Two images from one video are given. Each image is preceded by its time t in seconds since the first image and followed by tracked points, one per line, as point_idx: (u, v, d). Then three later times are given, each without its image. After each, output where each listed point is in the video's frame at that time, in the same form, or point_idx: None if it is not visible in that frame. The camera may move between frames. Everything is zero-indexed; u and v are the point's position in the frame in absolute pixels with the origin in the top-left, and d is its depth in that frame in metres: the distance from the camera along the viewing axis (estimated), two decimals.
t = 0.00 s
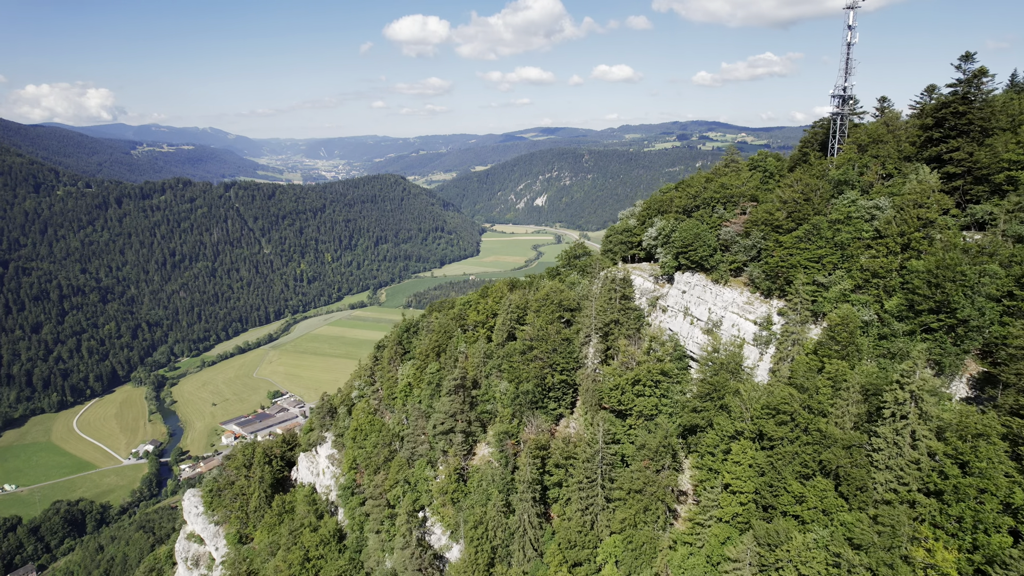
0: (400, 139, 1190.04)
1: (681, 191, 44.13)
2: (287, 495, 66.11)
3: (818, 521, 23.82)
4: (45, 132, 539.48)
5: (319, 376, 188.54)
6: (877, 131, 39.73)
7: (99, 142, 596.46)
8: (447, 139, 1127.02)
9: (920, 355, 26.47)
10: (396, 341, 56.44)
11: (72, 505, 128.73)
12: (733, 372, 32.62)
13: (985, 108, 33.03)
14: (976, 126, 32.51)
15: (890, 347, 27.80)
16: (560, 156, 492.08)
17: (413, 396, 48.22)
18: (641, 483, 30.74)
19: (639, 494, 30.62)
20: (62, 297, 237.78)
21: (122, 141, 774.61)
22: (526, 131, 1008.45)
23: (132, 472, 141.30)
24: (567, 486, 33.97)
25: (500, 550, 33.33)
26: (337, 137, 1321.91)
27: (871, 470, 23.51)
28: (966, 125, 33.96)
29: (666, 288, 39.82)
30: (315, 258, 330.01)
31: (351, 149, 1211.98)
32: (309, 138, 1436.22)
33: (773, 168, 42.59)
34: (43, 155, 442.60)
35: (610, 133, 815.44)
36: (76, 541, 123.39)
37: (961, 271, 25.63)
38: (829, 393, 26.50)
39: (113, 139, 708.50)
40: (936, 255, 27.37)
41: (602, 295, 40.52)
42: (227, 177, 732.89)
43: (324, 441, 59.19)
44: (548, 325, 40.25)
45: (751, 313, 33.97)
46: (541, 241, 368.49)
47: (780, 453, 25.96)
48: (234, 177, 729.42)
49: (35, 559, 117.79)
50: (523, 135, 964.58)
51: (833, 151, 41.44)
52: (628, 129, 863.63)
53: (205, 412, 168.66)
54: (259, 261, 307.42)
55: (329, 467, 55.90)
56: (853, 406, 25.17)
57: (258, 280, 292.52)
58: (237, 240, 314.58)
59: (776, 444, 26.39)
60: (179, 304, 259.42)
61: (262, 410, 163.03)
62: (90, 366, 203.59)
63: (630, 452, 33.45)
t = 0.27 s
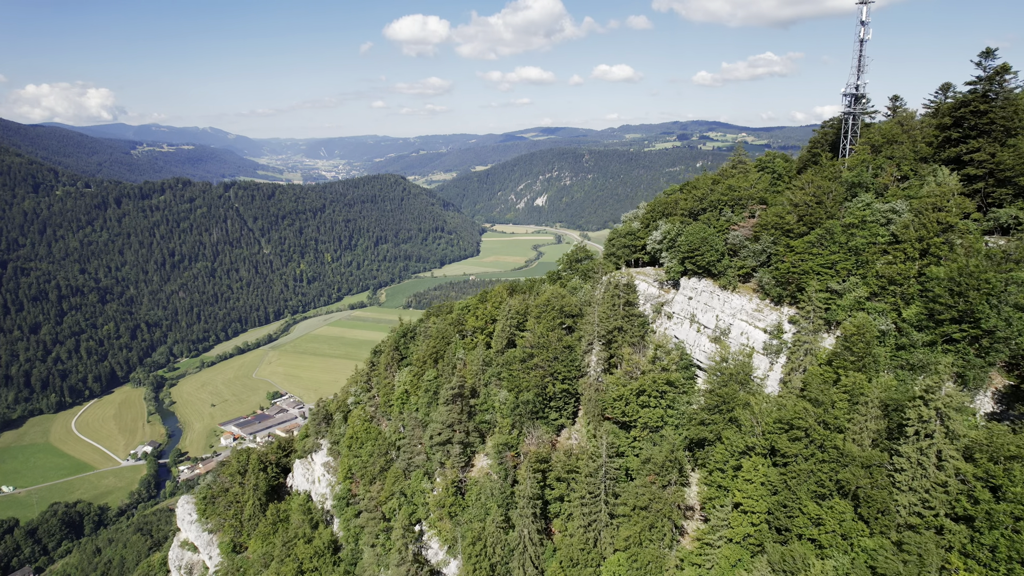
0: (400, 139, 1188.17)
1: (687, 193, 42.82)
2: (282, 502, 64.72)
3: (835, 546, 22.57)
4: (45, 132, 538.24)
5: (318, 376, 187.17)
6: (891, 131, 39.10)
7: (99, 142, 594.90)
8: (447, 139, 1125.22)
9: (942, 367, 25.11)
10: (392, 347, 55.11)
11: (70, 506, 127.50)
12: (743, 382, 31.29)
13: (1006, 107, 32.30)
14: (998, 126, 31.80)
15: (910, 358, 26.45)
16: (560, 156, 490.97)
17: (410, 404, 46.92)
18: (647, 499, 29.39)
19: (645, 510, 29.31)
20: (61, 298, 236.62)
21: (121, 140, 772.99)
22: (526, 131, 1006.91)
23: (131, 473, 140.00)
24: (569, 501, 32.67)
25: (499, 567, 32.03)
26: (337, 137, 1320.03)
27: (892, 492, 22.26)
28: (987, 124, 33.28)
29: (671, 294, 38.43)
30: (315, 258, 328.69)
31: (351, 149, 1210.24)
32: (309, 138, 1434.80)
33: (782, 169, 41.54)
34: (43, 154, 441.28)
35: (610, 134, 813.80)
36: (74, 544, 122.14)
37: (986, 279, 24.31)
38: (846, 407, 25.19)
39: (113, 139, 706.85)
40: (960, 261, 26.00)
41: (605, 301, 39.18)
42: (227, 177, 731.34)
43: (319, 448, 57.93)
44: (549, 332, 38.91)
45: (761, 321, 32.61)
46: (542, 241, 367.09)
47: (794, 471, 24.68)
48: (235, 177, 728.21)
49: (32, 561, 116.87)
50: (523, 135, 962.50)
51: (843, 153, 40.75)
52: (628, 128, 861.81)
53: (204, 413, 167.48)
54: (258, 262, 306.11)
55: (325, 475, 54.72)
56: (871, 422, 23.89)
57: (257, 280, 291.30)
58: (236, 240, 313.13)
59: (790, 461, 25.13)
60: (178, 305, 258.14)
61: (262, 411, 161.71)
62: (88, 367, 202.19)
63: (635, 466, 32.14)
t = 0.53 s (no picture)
0: (400, 139, 1187.29)
1: (692, 195, 41.60)
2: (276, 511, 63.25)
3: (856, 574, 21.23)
4: (45, 132, 537.17)
5: (318, 377, 185.81)
6: (906, 130, 37.97)
7: (99, 142, 593.14)
8: (447, 139, 1123.71)
9: (965, 381, 23.78)
10: (388, 352, 53.62)
11: (68, 508, 126.14)
12: (753, 395, 29.89)
13: None
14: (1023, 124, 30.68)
15: (931, 370, 25.04)
16: (561, 156, 489.73)
17: (407, 413, 45.54)
18: (653, 517, 27.98)
19: (650, 529, 27.91)
20: (59, 298, 235.28)
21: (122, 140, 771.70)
22: (527, 131, 1005.39)
23: (129, 474, 138.56)
24: (572, 517, 31.29)
25: None
26: (337, 136, 1318.05)
27: (917, 516, 20.94)
28: (1010, 124, 32.24)
29: (677, 300, 36.91)
30: (315, 258, 327.20)
31: (351, 148, 1208.83)
32: (309, 138, 1434.38)
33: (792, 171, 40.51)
34: (42, 154, 440.06)
35: (610, 134, 812.12)
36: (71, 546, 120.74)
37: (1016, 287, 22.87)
38: (865, 423, 23.86)
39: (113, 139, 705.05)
40: (985, 268, 24.57)
41: (608, 308, 37.77)
42: (227, 177, 729.45)
43: (314, 456, 56.55)
44: (549, 339, 37.55)
45: (772, 328, 31.18)
46: (542, 241, 366.03)
47: (810, 491, 23.36)
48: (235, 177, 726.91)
49: (29, 563, 115.72)
50: (523, 135, 960.91)
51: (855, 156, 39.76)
52: (628, 128, 860.68)
53: (203, 414, 166.22)
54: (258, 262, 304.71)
55: (320, 483, 53.45)
56: (893, 441, 22.61)
57: (257, 280, 289.98)
58: (236, 241, 311.55)
59: (805, 480, 23.87)
60: (177, 305, 256.64)
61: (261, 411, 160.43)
62: (87, 367, 200.89)
63: (640, 481, 30.87)
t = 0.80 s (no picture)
0: (400, 139, 1186.25)
1: (698, 199, 40.46)
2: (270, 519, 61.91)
3: None
4: (45, 132, 536.04)
5: (317, 378, 184.49)
6: (923, 130, 36.99)
7: (99, 142, 591.78)
8: (447, 139, 1122.62)
9: (993, 397, 22.48)
10: (385, 358, 52.32)
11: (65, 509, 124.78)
12: (764, 408, 28.58)
13: None
14: None
15: (955, 385, 23.70)
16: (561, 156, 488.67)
17: (403, 422, 44.22)
18: (660, 537, 26.70)
19: (657, 549, 26.60)
20: (58, 298, 233.94)
21: (121, 140, 770.44)
22: (527, 131, 1004.34)
23: (127, 475, 137.26)
24: (574, 534, 30.03)
25: None
26: (337, 136, 1316.76)
27: (945, 544, 19.80)
28: None
29: (683, 307, 35.49)
30: (315, 258, 325.85)
31: (351, 148, 1207.58)
32: (309, 138, 1433.39)
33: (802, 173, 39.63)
34: (41, 154, 438.58)
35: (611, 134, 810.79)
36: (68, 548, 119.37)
37: None
38: (886, 442, 22.70)
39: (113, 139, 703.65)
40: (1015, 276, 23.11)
41: (611, 314, 36.41)
42: (227, 177, 727.86)
43: (309, 464, 55.26)
44: (552, 346, 36.25)
45: (783, 338, 29.82)
46: (542, 241, 364.75)
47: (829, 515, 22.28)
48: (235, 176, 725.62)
49: (26, 565, 114.32)
50: (523, 135, 960.44)
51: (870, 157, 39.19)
52: (628, 129, 858.68)
53: (202, 415, 164.97)
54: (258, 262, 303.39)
55: (315, 492, 52.18)
56: (918, 461, 21.26)
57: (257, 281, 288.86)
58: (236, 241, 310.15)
59: (824, 503, 22.90)
60: (177, 305, 255.36)
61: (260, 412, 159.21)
62: (86, 368, 199.57)
63: (645, 498, 29.61)
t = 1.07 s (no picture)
0: (400, 140, 1184.86)
1: (705, 202, 39.25)
2: (265, 528, 60.36)
3: None
4: (44, 132, 534.44)
5: (317, 378, 183.06)
6: (941, 129, 36.12)
7: (99, 142, 590.10)
8: (447, 139, 1121.08)
9: None
10: (381, 365, 50.93)
11: (63, 511, 123.39)
12: (778, 422, 27.17)
13: None
14: None
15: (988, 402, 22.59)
16: (561, 156, 487.40)
17: (400, 431, 42.86)
18: (670, 559, 25.41)
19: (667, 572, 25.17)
20: (57, 298, 232.45)
21: (121, 140, 768.49)
22: (527, 131, 1001.61)
23: (126, 476, 135.84)
24: (575, 553, 28.66)
25: None
26: (337, 136, 1315.19)
27: None
28: None
29: (690, 314, 34.10)
30: (314, 258, 324.41)
31: (350, 148, 1205.92)
32: (309, 138, 1431.76)
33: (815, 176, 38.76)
34: (40, 154, 436.95)
35: (611, 134, 808.94)
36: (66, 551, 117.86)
37: None
38: (913, 463, 21.73)
39: (113, 139, 702.15)
40: None
41: (615, 321, 35.09)
42: (227, 177, 725.86)
43: (303, 473, 53.79)
44: (553, 354, 34.91)
45: (796, 347, 28.47)
46: (543, 241, 363.39)
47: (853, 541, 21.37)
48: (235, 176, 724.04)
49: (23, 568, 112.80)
50: (523, 134, 957.80)
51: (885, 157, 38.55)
52: (628, 128, 856.67)
53: (200, 416, 163.71)
54: (258, 262, 302.07)
55: (309, 501, 50.77)
56: (945, 484, 20.65)
57: (257, 281, 287.66)
58: (236, 241, 308.68)
59: (849, 529, 22.24)
60: (176, 305, 254.16)
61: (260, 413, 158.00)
62: (84, 369, 198.13)
63: (651, 516, 28.14)
